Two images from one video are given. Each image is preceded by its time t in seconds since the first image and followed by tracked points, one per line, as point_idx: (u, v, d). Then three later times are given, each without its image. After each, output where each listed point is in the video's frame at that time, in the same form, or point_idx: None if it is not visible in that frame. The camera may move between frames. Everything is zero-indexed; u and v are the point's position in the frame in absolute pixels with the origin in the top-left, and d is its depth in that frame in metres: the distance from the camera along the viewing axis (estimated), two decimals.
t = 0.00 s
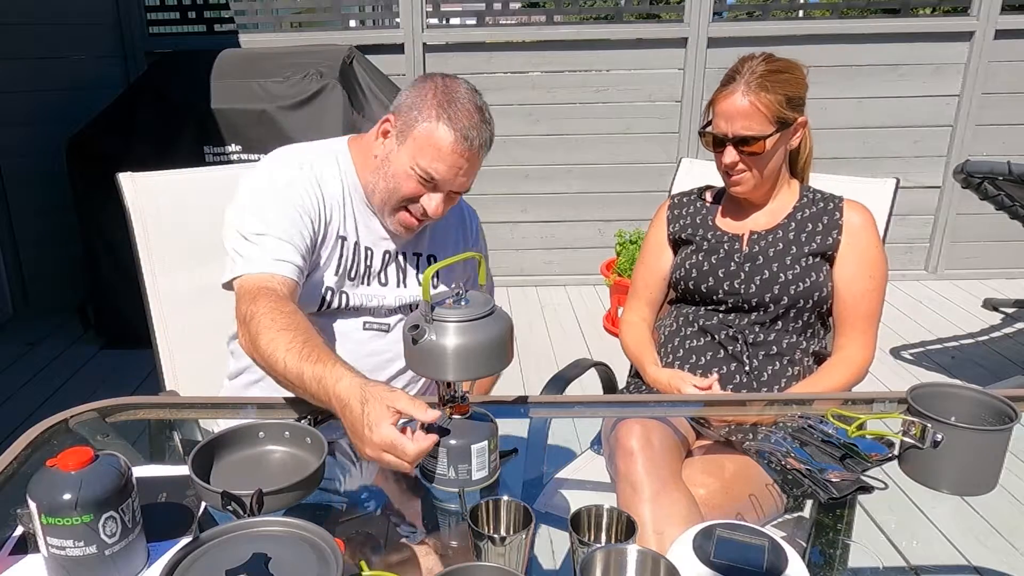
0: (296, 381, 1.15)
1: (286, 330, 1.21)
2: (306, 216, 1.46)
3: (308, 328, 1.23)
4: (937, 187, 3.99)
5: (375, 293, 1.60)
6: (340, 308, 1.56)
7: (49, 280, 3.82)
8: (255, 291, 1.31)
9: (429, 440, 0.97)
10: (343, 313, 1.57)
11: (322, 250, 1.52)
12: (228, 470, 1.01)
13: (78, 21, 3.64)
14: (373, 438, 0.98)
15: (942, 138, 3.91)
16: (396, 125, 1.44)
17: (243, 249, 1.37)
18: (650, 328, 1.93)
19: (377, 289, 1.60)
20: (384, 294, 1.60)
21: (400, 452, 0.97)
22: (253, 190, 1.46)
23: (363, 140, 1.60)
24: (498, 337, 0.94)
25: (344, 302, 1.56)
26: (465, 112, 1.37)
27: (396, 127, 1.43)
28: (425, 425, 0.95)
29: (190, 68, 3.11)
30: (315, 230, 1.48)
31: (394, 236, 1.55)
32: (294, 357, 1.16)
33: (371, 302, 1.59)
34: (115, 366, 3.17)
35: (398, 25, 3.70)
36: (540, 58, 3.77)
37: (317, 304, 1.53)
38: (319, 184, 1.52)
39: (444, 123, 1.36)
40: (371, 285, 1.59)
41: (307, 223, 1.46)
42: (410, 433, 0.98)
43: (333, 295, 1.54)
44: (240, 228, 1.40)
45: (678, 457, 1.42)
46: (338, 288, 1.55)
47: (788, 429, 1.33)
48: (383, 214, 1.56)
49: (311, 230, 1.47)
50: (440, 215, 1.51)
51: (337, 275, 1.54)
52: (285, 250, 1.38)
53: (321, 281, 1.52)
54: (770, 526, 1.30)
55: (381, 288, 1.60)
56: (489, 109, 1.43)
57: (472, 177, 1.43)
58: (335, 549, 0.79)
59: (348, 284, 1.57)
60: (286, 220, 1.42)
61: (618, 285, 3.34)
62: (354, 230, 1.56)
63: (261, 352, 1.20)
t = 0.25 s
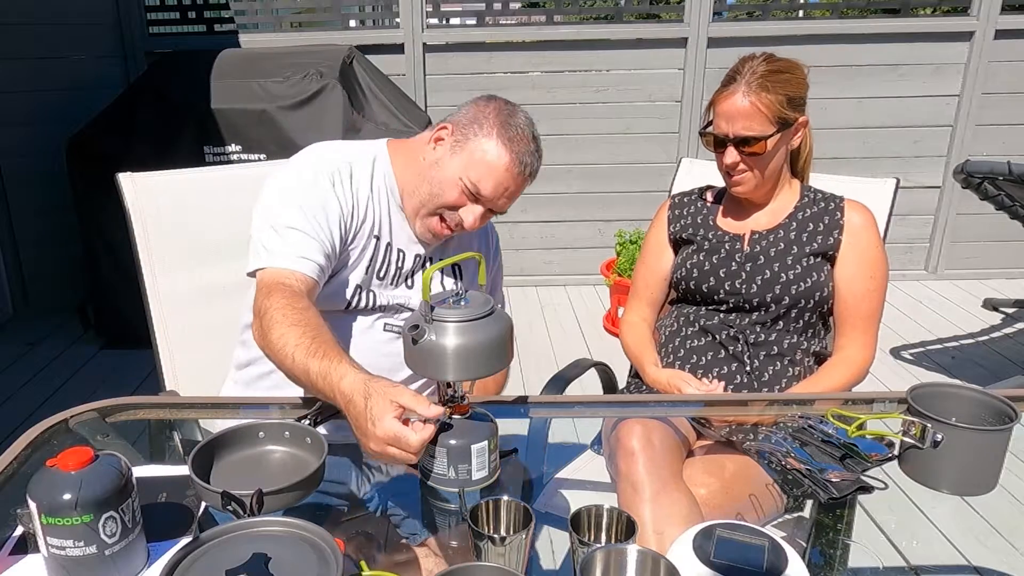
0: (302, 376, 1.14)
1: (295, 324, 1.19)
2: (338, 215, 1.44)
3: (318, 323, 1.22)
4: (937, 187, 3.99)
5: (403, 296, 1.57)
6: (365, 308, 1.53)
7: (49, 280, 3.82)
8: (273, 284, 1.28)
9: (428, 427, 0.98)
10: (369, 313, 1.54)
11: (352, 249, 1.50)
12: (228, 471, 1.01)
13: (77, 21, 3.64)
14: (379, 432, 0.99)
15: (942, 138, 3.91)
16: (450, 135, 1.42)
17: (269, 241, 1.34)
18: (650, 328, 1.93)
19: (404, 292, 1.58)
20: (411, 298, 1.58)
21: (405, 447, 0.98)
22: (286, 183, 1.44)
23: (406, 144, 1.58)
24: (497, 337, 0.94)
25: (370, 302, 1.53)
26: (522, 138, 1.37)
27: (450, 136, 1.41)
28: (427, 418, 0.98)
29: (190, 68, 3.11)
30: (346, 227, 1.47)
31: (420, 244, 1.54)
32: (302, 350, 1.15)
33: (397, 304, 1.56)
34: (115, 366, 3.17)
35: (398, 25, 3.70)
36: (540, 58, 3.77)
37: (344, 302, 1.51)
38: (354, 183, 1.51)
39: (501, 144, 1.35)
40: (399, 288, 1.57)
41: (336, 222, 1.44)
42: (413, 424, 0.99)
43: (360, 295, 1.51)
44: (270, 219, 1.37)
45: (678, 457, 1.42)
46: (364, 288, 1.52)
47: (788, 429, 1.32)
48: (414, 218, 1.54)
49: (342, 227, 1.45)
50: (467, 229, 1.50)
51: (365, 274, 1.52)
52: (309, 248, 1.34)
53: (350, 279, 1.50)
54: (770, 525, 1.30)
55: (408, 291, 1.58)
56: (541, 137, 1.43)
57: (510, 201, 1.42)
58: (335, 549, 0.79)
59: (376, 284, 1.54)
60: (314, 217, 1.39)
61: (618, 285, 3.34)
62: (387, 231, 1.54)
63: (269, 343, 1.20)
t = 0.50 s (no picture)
0: (312, 368, 1.14)
1: (310, 317, 1.19)
2: (371, 214, 1.41)
3: (334, 317, 1.21)
4: (937, 187, 3.99)
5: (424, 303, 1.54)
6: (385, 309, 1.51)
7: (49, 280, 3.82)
8: (293, 278, 1.27)
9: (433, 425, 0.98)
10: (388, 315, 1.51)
11: (381, 249, 1.47)
12: (228, 470, 1.01)
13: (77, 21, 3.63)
14: (382, 427, 0.99)
15: (942, 138, 3.91)
16: (498, 154, 1.40)
17: (298, 232, 1.33)
18: (651, 328, 1.93)
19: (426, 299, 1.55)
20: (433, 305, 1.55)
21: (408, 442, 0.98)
22: (323, 174, 1.42)
23: (445, 151, 1.55)
24: (497, 337, 0.94)
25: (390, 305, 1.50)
26: (566, 178, 1.36)
27: (497, 155, 1.39)
28: (430, 418, 0.98)
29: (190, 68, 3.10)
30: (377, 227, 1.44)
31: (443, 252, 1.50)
32: (314, 342, 1.15)
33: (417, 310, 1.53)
34: (115, 366, 3.17)
35: (398, 25, 3.70)
36: (540, 58, 3.77)
37: (366, 301, 1.49)
38: (392, 183, 1.47)
39: (547, 176, 1.34)
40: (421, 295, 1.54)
41: (369, 221, 1.40)
42: (416, 422, 0.99)
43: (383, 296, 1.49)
44: (304, 208, 1.36)
45: (678, 457, 1.41)
46: (388, 289, 1.50)
47: (788, 429, 1.33)
48: (441, 225, 1.51)
49: (374, 226, 1.42)
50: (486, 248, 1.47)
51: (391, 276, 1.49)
52: (336, 245, 1.32)
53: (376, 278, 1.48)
54: (770, 525, 1.29)
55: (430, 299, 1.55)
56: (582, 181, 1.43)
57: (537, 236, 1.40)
58: (335, 549, 0.79)
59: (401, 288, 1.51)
60: (346, 213, 1.37)
61: (618, 285, 3.34)
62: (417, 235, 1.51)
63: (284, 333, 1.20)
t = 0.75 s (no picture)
0: (315, 366, 1.15)
1: (320, 315, 1.19)
2: (394, 215, 1.40)
3: (343, 316, 1.21)
4: (937, 187, 3.99)
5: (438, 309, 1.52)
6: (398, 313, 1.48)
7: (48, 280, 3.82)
8: (307, 275, 1.28)
9: (434, 427, 0.98)
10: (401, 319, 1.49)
11: (403, 250, 1.46)
12: (227, 470, 1.01)
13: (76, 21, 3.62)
14: (383, 428, 0.99)
15: (942, 138, 3.91)
16: (530, 173, 1.40)
17: (319, 229, 1.33)
18: (651, 328, 1.92)
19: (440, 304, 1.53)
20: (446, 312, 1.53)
21: (407, 445, 0.99)
22: (350, 169, 1.41)
23: (473, 161, 1.55)
24: (497, 337, 0.94)
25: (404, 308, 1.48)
26: (589, 211, 1.37)
27: (529, 173, 1.39)
28: (429, 419, 0.98)
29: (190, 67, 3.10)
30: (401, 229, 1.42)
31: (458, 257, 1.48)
32: (320, 341, 1.15)
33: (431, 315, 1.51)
34: (115, 366, 3.17)
35: (398, 25, 3.70)
36: (540, 58, 3.77)
37: (382, 303, 1.46)
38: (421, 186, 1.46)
39: (573, 204, 1.34)
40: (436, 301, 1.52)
41: (391, 222, 1.40)
42: (416, 422, 1.00)
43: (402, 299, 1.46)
44: (327, 203, 1.36)
45: (679, 458, 1.41)
46: (406, 291, 1.47)
47: (788, 429, 1.33)
48: (459, 231, 1.49)
49: (397, 229, 1.41)
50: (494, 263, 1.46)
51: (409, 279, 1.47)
52: (353, 244, 1.32)
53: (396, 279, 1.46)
54: (769, 526, 1.30)
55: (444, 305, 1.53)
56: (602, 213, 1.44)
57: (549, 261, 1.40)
58: (335, 548, 0.79)
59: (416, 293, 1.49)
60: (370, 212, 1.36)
61: (618, 285, 3.34)
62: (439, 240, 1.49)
63: (293, 330, 1.20)
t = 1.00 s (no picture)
0: (316, 367, 1.15)
1: (322, 316, 1.19)
2: (403, 217, 1.40)
3: (344, 317, 1.20)
4: (937, 187, 3.99)
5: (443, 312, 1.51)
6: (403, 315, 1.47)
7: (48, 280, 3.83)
8: (311, 274, 1.28)
9: (433, 428, 0.98)
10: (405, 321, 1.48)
11: (412, 252, 1.45)
12: (227, 470, 1.01)
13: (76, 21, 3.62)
14: (382, 429, 0.99)
15: (942, 138, 3.91)
16: (541, 179, 1.40)
17: (327, 229, 1.33)
18: (651, 328, 1.92)
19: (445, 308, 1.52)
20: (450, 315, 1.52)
21: (406, 446, 0.99)
22: (361, 169, 1.41)
23: (484, 166, 1.55)
24: (496, 337, 0.94)
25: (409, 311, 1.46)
26: (599, 219, 1.38)
27: (540, 179, 1.40)
28: (429, 419, 0.98)
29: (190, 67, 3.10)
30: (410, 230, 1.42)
31: (464, 259, 1.48)
32: (321, 341, 1.15)
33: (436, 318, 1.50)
34: (115, 366, 3.17)
35: (398, 25, 3.70)
36: (540, 58, 3.77)
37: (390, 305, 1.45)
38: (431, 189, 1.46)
39: (584, 211, 1.35)
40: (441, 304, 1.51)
41: (401, 223, 1.40)
42: (415, 422, 1.00)
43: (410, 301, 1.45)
44: (338, 202, 1.36)
45: (679, 458, 1.41)
46: (414, 293, 1.46)
47: (788, 429, 1.33)
48: (468, 234, 1.49)
49: (406, 231, 1.41)
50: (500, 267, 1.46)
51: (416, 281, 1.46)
52: (360, 245, 1.32)
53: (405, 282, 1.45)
54: (769, 526, 1.30)
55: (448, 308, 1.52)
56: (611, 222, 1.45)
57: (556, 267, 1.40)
58: (335, 549, 0.79)
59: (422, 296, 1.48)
60: (380, 213, 1.36)
61: (619, 285, 3.34)
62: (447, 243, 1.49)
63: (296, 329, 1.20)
